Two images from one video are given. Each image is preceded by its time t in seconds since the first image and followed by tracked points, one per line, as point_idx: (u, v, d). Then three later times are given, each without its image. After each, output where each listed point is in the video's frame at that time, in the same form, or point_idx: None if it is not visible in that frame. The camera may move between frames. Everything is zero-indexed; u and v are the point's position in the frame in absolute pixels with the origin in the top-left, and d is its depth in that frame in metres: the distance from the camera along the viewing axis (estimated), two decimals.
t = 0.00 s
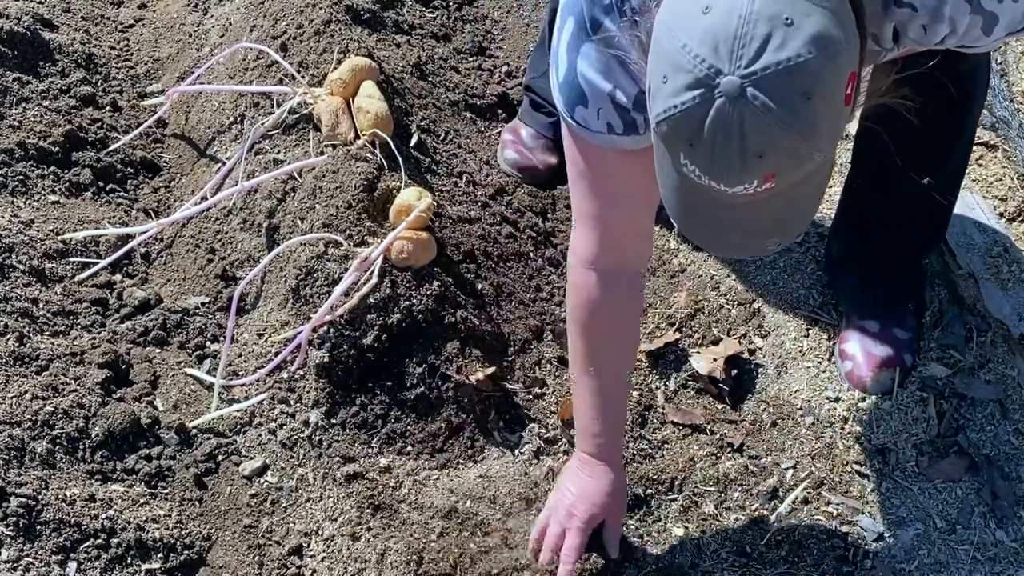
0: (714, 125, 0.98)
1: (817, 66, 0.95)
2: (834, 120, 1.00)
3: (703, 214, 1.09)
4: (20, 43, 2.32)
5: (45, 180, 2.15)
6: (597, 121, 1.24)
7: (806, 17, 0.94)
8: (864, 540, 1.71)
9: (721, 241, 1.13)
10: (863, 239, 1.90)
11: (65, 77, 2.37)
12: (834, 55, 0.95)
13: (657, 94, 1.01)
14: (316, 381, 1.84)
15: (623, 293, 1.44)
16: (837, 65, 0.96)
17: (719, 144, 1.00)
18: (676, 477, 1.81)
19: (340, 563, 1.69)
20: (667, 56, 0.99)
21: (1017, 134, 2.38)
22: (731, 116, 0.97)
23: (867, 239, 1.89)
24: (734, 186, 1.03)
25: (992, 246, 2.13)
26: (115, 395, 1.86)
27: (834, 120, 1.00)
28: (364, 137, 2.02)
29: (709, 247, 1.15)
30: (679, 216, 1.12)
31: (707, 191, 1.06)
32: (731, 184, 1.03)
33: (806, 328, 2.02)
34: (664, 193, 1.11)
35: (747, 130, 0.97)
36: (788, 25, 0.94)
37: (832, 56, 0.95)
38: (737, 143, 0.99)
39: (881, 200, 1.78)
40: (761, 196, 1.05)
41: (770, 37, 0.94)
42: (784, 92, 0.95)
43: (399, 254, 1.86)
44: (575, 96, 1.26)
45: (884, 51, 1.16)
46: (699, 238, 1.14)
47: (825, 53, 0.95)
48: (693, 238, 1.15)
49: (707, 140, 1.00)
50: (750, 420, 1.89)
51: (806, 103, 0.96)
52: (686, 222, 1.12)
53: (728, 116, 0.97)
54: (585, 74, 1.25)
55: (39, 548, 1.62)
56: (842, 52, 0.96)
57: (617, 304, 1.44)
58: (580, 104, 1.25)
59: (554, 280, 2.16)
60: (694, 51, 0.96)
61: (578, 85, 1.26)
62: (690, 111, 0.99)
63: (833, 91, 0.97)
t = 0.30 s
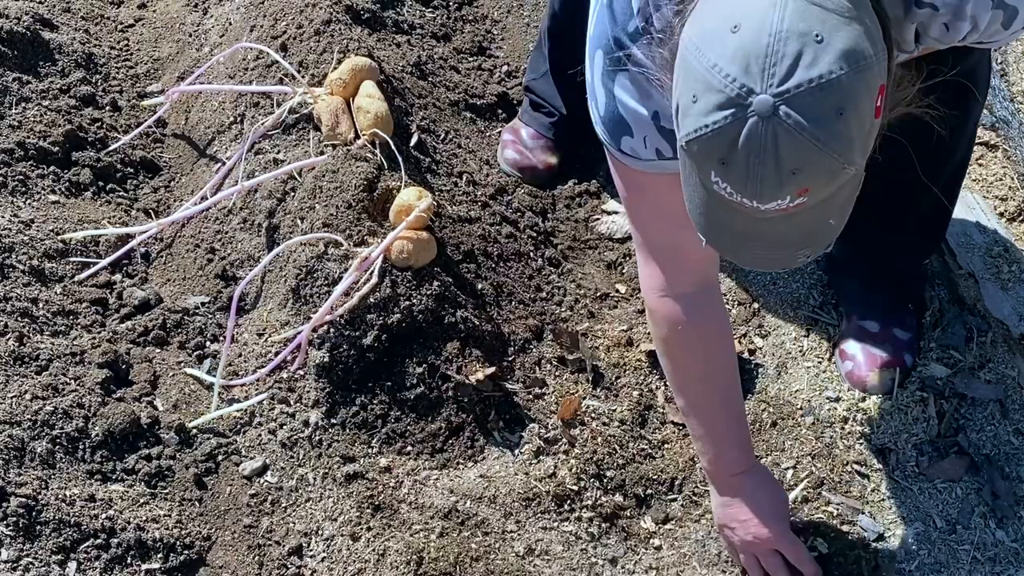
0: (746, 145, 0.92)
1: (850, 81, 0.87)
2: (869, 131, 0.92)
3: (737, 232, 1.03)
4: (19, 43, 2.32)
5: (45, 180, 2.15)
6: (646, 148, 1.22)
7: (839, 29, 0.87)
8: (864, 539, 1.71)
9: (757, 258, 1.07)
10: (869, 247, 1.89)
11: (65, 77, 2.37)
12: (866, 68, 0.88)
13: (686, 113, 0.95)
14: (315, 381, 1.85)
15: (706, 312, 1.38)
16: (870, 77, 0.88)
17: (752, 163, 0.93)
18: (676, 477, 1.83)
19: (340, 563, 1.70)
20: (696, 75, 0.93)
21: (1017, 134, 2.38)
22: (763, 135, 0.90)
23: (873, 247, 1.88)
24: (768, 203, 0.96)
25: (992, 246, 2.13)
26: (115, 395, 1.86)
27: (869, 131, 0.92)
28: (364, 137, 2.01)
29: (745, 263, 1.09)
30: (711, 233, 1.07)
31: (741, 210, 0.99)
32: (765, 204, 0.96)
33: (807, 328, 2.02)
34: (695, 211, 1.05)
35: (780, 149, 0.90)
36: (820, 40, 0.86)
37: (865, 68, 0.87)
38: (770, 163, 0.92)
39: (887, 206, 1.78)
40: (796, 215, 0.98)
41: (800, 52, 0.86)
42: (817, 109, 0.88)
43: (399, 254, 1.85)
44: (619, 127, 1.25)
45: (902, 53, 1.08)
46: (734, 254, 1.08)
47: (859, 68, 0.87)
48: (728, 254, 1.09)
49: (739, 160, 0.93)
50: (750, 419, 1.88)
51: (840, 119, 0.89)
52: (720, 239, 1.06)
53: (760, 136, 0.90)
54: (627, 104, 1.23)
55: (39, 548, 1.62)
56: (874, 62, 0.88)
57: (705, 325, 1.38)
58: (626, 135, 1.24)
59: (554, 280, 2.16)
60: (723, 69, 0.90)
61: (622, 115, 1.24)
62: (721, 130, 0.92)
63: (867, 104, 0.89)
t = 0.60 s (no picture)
0: (795, 144, 0.92)
1: (901, 77, 0.89)
2: (912, 128, 0.94)
3: (773, 229, 1.05)
4: (19, 42, 2.31)
5: (45, 179, 2.15)
6: (649, 133, 1.19)
7: (888, 26, 0.88)
8: (863, 538, 1.71)
9: (788, 252, 1.10)
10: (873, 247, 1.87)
11: (65, 77, 2.37)
12: (915, 65, 0.90)
13: (730, 111, 0.94)
14: (316, 381, 1.85)
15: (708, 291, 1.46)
16: (917, 74, 0.90)
17: (801, 162, 0.93)
18: (676, 477, 1.82)
19: (340, 563, 1.70)
20: (742, 73, 0.92)
21: (1018, 134, 2.38)
22: (817, 134, 0.91)
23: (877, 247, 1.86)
24: (814, 202, 0.97)
25: (992, 245, 2.13)
26: (115, 395, 1.86)
27: (912, 129, 0.94)
28: (364, 137, 2.01)
29: (774, 257, 1.12)
30: (745, 228, 1.08)
31: (781, 207, 1.01)
32: (809, 202, 0.97)
33: (806, 329, 2.02)
34: (730, 207, 1.06)
35: (831, 148, 0.91)
36: (872, 37, 0.87)
37: (914, 65, 0.90)
38: (819, 161, 0.93)
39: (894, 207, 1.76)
40: (836, 211, 1.00)
41: (854, 49, 0.87)
42: (870, 106, 0.89)
43: (399, 254, 1.85)
44: (623, 110, 1.19)
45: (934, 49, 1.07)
46: (765, 248, 1.10)
47: (909, 65, 0.89)
48: (758, 249, 1.12)
49: (786, 159, 0.94)
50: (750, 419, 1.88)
51: (890, 118, 0.91)
52: (754, 235, 1.08)
53: (810, 134, 0.91)
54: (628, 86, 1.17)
55: (39, 548, 1.63)
56: (920, 60, 0.90)
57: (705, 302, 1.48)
58: (630, 118, 1.19)
59: (554, 280, 2.16)
60: (773, 67, 0.90)
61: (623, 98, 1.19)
62: (772, 129, 0.92)
63: (914, 101, 0.92)
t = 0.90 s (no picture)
0: (832, 143, 0.94)
1: (937, 78, 0.92)
2: (945, 128, 0.97)
3: (808, 228, 1.07)
4: (19, 42, 2.31)
5: (45, 180, 2.15)
6: (663, 126, 1.23)
7: (922, 28, 0.91)
8: (863, 539, 1.71)
9: (820, 251, 1.13)
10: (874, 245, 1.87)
11: (65, 77, 2.37)
12: (948, 66, 0.92)
13: (767, 113, 0.96)
14: (316, 381, 1.86)
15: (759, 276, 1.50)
16: (951, 76, 0.93)
17: (839, 161, 0.96)
18: (675, 477, 1.82)
19: (340, 563, 1.71)
20: (778, 75, 0.94)
21: (1018, 133, 2.38)
22: (856, 133, 0.93)
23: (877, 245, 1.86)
24: (851, 201, 1.00)
25: (992, 246, 2.13)
26: (115, 395, 1.86)
27: (945, 129, 0.97)
28: (364, 137, 2.01)
29: (806, 258, 1.15)
30: (778, 228, 1.11)
31: (816, 207, 1.03)
32: (845, 202, 1.00)
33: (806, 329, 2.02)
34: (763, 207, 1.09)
35: (870, 147, 0.94)
36: (908, 37, 0.90)
37: (948, 67, 0.92)
38: (858, 160, 0.95)
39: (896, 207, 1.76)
40: (870, 210, 1.03)
41: (891, 48, 0.90)
42: (907, 106, 0.92)
43: (399, 254, 1.84)
44: (637, 104, 1.23)
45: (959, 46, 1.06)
46: (797, 248, 1.13)
47: (944, 65, 0.92)
48: (791, 251, 1.14)
49: (823, 159, 0.96)
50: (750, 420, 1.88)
51: (926, 118, 0.93)
52: (788, 235, 1.11)
53: (849, 133, 0.93)
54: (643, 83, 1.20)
55: (40, 548, 1.63)
56: (953, 62, 0.93)
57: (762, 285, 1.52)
58: (646, 112, 1.22)
59: (554, 280, 2.16)
60: (811, 67, 0.92)
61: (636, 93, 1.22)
62: (809, 129, 0.94)
63: (948, 101, 0.95)
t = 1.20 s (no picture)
0: (867, 145, 0.88)
1: (973, 76, 0.86)
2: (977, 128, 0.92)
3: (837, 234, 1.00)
4: (19, 42, 2.31)
5: (45, 180, 2.15)
6: (730, 155, 1.17)
7: (956, 25, 0.86)
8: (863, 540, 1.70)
9: (846, 261, 1.06)
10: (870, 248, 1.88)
11: (65, 77, 2.37)
12: (983, 63, 0.87)
13: (798, 115, 0.90)
14: (316, 381, 1.86)
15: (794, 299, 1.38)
16: (985, 73, 0.88)
17: (873, 163, 0.89)
18: (675, 476, 1.83)
19: (340, 563, 1.71)
20: (810, 73, 0.88)
21: (1018, 133, 2.37)
22: (891, 134, 0.87)
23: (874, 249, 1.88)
24: (883, 205, 0.93)
25: (992, 246, 2.12)
26: (115, 395, 1.86)
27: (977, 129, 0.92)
28: (364, 137, 2.01)
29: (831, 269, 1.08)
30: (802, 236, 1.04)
31: (845, 210, 0.96)
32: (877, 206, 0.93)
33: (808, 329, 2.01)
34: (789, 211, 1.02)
35: (905, 150, 0.87)
36: (942, 35, 0.85)
37: (983, 64, 0.87)
38: (892, 162, 0.88)
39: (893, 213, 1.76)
40: (900, 215, 0.96)
41: (925, 48, 0.84)
42: (942, 105, 0.86)
43: (399, 254, 1.84)
44: (697, 137, 1.18)
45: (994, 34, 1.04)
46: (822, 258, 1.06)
47: (979, 62, 0.86)
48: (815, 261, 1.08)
49: (856, 162, 0.89)
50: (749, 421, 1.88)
51: (961, 118, 0.88)
52: (814, 242, 1.04)
53: (884, 134, 0.87)
54: (694, 109, 1.15)
55: (39, 548, 1.63)
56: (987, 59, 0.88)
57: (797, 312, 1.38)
58: (709, 146, 1.17)
59: (554, 280, 2.16)
60: (844, 67, 0.85)
61: (692, 122, 1.16)
62: (843, 131, 0.88)
63: (982, 100, 0.89)
